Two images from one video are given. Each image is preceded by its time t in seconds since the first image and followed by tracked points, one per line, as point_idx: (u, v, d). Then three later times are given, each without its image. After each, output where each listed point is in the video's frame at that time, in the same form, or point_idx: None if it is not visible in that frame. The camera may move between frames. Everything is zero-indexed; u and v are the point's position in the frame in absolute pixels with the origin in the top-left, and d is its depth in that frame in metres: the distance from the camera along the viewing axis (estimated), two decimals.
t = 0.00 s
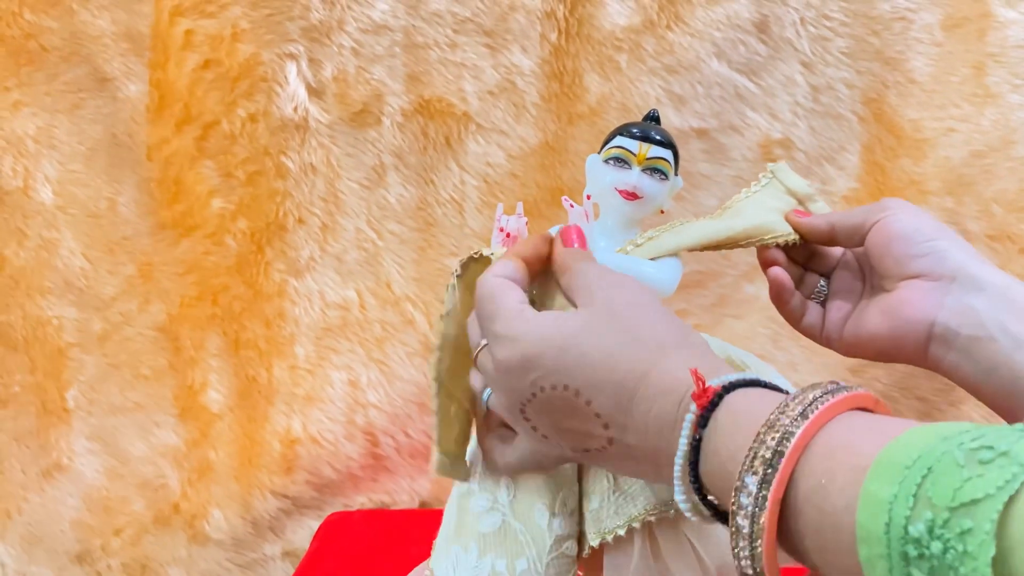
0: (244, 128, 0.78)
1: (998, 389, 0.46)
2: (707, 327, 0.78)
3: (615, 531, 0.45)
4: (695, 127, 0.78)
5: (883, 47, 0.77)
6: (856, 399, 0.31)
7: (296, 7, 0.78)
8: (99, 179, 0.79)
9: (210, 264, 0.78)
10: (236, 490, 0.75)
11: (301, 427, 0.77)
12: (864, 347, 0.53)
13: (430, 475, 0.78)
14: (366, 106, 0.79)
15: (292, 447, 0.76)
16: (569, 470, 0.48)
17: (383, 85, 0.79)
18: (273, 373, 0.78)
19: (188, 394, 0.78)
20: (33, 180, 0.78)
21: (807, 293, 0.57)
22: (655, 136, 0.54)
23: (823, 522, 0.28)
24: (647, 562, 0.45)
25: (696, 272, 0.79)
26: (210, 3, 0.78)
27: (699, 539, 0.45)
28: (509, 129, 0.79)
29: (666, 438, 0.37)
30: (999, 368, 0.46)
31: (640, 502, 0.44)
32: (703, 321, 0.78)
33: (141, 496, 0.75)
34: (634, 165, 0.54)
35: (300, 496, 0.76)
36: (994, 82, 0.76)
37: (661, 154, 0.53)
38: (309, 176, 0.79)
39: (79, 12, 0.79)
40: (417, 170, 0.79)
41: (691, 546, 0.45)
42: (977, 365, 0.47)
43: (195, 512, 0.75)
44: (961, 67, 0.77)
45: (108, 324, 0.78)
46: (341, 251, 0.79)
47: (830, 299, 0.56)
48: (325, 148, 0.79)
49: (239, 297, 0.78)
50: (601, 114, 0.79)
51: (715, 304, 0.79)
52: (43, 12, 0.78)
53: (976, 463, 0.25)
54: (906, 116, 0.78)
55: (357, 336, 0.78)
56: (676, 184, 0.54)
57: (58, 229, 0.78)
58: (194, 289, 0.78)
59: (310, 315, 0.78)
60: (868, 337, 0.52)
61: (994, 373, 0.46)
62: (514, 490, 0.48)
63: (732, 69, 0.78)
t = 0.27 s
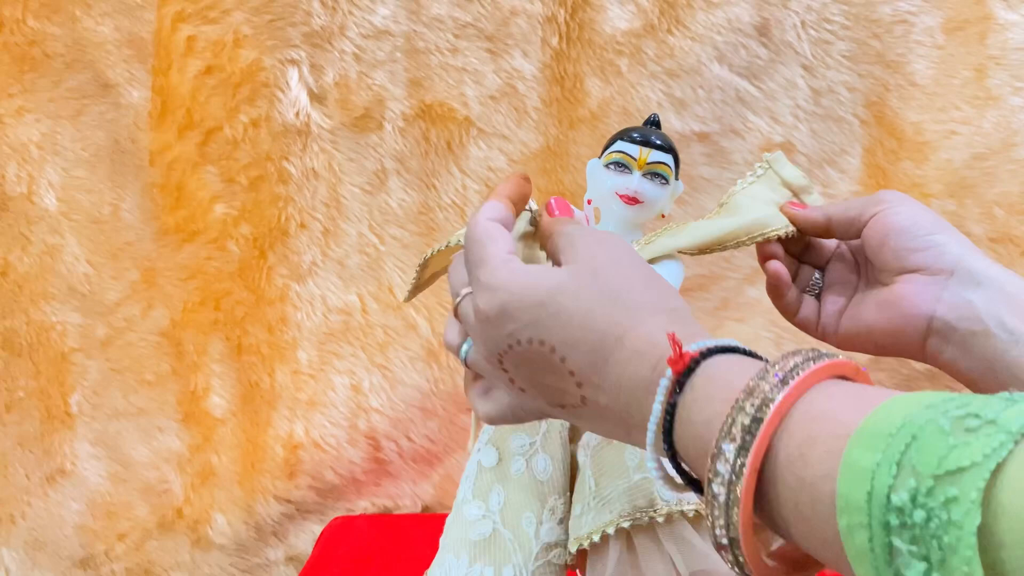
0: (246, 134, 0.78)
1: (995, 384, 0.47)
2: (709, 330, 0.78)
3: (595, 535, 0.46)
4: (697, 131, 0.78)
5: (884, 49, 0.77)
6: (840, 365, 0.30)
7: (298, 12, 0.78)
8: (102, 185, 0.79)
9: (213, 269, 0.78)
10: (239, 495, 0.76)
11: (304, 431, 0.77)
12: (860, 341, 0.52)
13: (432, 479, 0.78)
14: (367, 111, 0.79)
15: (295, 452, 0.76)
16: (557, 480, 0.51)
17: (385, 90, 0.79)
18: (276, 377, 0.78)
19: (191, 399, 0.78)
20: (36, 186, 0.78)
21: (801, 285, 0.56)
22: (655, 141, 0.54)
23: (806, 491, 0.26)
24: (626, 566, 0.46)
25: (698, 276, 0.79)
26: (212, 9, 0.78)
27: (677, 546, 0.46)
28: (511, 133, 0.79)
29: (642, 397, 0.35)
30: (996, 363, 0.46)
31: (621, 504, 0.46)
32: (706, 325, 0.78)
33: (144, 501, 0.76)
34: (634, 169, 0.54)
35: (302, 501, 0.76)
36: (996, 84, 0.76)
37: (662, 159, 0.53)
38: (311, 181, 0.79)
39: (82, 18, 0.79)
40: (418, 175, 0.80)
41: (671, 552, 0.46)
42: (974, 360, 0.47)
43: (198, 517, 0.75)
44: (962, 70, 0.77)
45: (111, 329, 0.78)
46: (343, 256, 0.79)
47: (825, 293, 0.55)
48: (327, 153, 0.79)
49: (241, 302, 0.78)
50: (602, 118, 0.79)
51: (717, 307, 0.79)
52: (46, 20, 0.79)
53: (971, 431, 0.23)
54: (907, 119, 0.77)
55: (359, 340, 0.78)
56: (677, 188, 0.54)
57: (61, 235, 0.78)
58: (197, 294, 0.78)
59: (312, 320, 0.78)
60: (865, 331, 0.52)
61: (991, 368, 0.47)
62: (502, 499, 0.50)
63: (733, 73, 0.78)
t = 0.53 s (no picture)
0: (248, 140, 0.79)
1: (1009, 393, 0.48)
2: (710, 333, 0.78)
3: (572, 530, 0.46)
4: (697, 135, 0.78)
5: (883, 53, 0.78)
6: (730, 123, 0.32)
7: (300, 19, 0.79)
8: (105, 191, 0.79)
9: (215, 274, 0.79)
10: (242, 498, 0.76)
11: (306, 435, 0.77)
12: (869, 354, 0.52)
13: (434, 482, 0.78)
14: (368, 117, 0.80)
15: (297, 456, 0.77)
16: (527, 465, 0.51)
17: (386, 96, 0.80)
18: (279, 382, 0.78)
19: (194, 403, 0.78)
20: (40, 192, 0.79)
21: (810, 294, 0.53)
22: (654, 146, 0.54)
23: (688, 248, 0.27)
24: (599, 563, 0.46)
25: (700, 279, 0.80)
26: (214, 16, 0.79)
27: (655, 545, 0.45)
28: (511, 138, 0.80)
29: (549, 150, 0.38)
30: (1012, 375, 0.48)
31: (600, 501, 0.46)
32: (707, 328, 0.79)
33: (147, 505, 0.76)
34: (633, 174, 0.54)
35: (305, 504, 0.76)
36: (994, 87, 0.77)
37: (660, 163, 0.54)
38: (313, 186, 0.79)
39: (85, 26, 0.79)
40: (419, 180, 0.80)
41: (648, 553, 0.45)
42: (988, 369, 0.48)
43: (202, 521, 0.76)
44: (961, 73, 0.77)
45: (114, 334, 0.78)
46: (345, 260, 0.79)
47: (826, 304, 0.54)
48: (329, 158, 0.79)
49: (244, 306, 0.79)
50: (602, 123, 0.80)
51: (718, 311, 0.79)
52: (49, 27, 0.79)
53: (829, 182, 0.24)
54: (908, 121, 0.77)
55: (361, 344, 0.79)
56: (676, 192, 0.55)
57: (65, 240, 0.79)
58: (200, 299, 0.79)
59: (315, 324, 0.79)
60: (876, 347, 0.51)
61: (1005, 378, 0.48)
62: (474, 478, 0.51)
63: (732, 77, 0.78)
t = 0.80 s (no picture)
0: (248, 142, 0.79)
1: (1001, 376, 0.50)
2: (711, 334, 0.78)
3: (545, 520, 0.48)
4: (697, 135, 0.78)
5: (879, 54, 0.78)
6: None
7: (299, 21, 0.80)
8: (105, 194, 0.79)
9: (215, 277, 0.79)
10: (243, 501, 0.76)
11: (307, 438, 0.77)
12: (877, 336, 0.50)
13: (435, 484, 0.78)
14: (368, 119, 0.80)
15: (298, 458, 0.76)
16: (494, 440, 0.51)
17: (385, 97, 0.80)
18: (279, 384, 0.78)
19: (195, 406, 0.78)
20: (40, 196, 0.78)
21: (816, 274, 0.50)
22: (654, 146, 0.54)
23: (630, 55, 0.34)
24: (571, 555, 0.47)
25: (700, 279, 0.80)
26: (214, 19, 0.79)
27: (627, 542, 0.47)
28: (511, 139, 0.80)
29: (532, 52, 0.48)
30: (1007, 358, 0.49)
31: (576, 495, 0.48)
32: (708, 329, 0.79)
33: (148, 508, 0.76)
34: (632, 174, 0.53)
35: (306, 507, 0.76)
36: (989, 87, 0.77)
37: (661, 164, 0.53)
38: (313, 188, 0.79)
39: (84, 29, 0.79)
40: (419, 181, 0.80)
41: (617, 550, 0.47)
42: (984, 354, 0.50)
43: (203, 524, 0.75)
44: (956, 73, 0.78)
45: (115, 337, 0.78)
46: (345, 262, 0.79)
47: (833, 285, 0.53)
48: (329, 160, 0.79)
49: (244, 309, 0.79)
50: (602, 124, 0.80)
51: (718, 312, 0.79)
52: (49, 30, 0.79)
53: None
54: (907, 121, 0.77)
55: (361, 347, 0.79)
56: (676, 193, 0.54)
57: (65, 244, 0.78)
58: (200, 301, 0.79)
59: (315, 327, 0.79)
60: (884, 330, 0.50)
61: (997, 361, 0.50)
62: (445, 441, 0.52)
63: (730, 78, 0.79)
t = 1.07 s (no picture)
0: (249, 143, 0.79)
1: (1011, 354, 0.48)
2: (712, 335, 0.79)
3: (507, 517, 0.45)
4: (698, 135, 0.78)
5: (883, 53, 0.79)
6: None
7: (299, 22, 0.80)
8: (106, 195, 0.79)
9: (216, 278, 0.79)
10: (244, 503, 0.76)
11: (308, 439, 0.77)
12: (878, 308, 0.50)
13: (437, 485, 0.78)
14: (369, 120, 0.80)
15: (300, 460, 0.76)
16: (484, 439, 0.50)
17: (386, 99, 0.80)
18: (280, 386, 0.78)
19: (197, 408, 0.78)
20: (41, 198, 0.78)
21: (808, 246, 0.54)
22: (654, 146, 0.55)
23: None
24: (530, 550, 0.44)
25: (701, 280, 0.80)
26: (214, 20, 0.79)
27: (582, 539, 0.44)
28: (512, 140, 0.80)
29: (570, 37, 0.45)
30: (1009, 335, 0.48)
31: (538, 491, 0.45)
32: (709, 330, 0.79)
33: (150, 510, 0.75)
34: (634, 174, 0.55)
35: (308, 509, 0.76)
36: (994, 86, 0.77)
37: (661, 164, 0.55)
38: (314, 189, 0.79)
39: (85, 31, 0.80)
40: (420, 182, 0.80)
41: (572, 548, 0.43)
42: (986, 330, 0.48)
43: (204, 526, 0.75)
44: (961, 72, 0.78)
45: (116, 339, 0.78)
46: (346, 264, 0.79)
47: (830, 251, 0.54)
48: (330, 161, 0.79)
49: (245, 310, 0.79)
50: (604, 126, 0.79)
51: (720, 312, 0.79)
52: (49, 32, 0.79)
53: None
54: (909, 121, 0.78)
55: (363, 348, 0.79)
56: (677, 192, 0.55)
57: (66, 246, 0.78)
58: (201, 303, 0.79)
59: (316, 328, 0.79)
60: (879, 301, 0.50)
61: (1000, 338, 0.48)
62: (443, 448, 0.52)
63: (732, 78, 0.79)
